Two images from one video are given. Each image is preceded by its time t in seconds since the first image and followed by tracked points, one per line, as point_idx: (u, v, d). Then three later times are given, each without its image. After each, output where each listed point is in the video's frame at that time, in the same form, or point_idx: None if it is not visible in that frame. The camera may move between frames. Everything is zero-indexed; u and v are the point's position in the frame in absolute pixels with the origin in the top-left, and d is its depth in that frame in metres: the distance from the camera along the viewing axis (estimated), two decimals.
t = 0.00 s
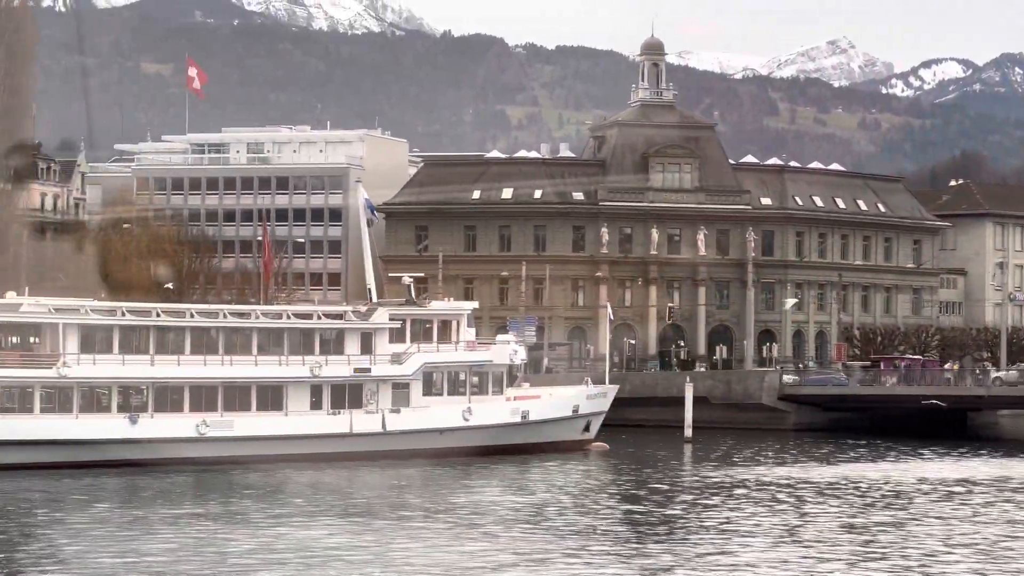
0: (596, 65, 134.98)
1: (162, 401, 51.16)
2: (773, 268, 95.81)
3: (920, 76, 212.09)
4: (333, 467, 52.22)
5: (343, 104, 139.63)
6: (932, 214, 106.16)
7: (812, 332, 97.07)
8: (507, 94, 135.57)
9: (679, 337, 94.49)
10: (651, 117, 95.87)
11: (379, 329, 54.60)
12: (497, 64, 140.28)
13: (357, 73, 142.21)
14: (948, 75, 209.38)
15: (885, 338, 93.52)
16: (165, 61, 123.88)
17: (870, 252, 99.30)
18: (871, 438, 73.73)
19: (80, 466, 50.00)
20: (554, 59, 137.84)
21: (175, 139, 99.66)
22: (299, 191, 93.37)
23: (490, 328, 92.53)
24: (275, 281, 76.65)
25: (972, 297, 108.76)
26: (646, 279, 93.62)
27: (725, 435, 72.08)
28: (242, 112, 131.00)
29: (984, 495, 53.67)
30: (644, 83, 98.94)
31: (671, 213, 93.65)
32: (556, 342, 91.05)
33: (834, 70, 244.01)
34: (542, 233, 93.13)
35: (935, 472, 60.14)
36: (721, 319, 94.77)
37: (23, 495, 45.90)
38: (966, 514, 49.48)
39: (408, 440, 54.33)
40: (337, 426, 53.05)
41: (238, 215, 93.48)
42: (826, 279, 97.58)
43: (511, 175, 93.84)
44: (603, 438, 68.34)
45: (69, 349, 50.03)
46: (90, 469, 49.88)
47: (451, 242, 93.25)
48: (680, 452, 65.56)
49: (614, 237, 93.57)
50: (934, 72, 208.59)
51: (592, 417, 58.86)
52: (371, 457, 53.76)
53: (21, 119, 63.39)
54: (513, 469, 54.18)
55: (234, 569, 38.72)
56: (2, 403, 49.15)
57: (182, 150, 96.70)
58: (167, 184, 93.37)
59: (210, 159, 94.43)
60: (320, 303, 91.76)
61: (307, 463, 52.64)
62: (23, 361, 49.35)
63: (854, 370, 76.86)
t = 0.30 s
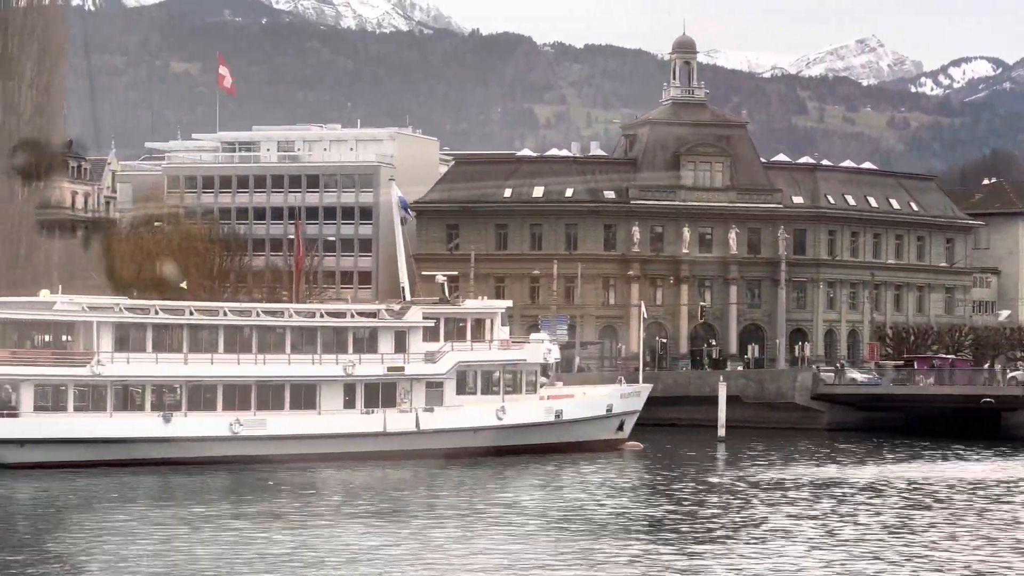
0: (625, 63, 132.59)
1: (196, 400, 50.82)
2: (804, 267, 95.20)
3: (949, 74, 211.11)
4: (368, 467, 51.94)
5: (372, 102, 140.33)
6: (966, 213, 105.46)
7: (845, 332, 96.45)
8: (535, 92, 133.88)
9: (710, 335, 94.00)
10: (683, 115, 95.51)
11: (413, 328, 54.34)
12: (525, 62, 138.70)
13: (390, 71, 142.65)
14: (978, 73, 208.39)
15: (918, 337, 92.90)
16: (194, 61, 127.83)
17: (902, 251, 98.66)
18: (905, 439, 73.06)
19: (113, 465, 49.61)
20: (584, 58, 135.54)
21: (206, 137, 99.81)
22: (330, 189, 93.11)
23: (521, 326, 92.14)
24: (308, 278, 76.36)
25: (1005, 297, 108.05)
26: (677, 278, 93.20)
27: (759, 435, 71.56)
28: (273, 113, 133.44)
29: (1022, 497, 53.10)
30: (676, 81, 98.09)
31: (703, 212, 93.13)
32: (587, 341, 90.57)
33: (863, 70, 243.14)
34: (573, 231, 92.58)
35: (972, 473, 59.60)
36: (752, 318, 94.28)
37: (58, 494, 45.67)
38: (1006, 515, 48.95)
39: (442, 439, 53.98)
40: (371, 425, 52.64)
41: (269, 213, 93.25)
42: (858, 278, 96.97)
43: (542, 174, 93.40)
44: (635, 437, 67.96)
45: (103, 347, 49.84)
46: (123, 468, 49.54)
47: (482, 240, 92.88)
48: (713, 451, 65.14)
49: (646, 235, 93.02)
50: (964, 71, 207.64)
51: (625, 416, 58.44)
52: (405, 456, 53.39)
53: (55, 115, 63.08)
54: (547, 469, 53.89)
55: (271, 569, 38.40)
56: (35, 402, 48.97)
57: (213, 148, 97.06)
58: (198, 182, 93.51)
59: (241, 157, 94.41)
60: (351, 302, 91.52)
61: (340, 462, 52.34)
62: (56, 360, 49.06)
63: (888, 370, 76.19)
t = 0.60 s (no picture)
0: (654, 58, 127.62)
1: (230, 397, 50.62)
2: (837, 264, 94.57)
3: (980, 71, 210.08)
4: (402, 464, 51.69)
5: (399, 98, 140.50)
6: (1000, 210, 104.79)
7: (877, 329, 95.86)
8: (564, 89, 130.91)
9: (742, 333, 93.45)
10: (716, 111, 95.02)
11: (447, 325, 54.08)
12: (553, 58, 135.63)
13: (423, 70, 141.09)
14: (1009, 70, 207.28)
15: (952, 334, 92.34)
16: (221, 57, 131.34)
17: (936, 248, 98.00)
18: (941, 437, 72.30)
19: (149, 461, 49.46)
20: (614, 54, 131.48)
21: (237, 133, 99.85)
22: (361, 185, 92.84)
23: (553, 323, 91.85)
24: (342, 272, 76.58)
25: None
26: (709, 275, 92.79)
27: (794, 432, 71.13)
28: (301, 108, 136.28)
29: None
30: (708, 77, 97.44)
31: (734, 208, 92.60)
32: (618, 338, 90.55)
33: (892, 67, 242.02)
34: (605, 228, 92.33)
35: (1009, 472, 59.00)
36: (784, 315, 93.84)
37: (93, 490, 45.50)
38: None
39: (477, 436, 53.70)
40: (406, 423, 52.26)
41: (300, 209, 93.05)
42: (892, 275, 96.36)
43: (574, 171, 93.05)
44: (668, 434, 67.59)
45: (137, 343, 49.69)
46: (159, 463, 49.39)
47: (514, 237, 92.58)
48: (747, 449, 64.72)
49: (677, 231, 92.61)
50: (995, 68, 206.62)
51: (660, 413, 58.25)
52: (438, 454, 53.08)
53: (87, 111, 64.47)
54: (583, 466, 53.59)
55: (309, 566, 38.13)
56: (69, 398, 48.74)
57: (245, 144, 97.16)
58: (228, 178, 93.37)
59: (272, 153, 94.36)
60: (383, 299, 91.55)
61: (376, 458, 52.13)
62: (91, 356, 48.92)
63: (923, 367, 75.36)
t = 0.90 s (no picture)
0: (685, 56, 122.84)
1: (265, 393, 50.43)
2: (870, 260, 93.96)
3: (1011, 68, 208.60)
4: (437, 461, 51.43)
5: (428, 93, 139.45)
6: None
7: (911, 326, 95.35)
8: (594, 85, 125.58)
9: (775, 329, 92.94)
10: (749, 107, 94.58)
11: (482, 321, 53.83)
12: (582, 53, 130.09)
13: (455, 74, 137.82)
14: None
15: (987, 331, 91.83)
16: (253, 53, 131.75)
17: (970, 244, 97.27)
18: (977, 435, 71.43)
19: (184, 457, 49.30)
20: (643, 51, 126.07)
21: (270, 129, 99.73)
22: (393, 181, 92.72)
23: (585, 319, 91.48)
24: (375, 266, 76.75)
25: None
26: (742, 271, 92.33)
27: (829, 429, 70.67)
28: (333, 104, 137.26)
29: None
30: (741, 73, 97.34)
31: (767, 204, 92.14)
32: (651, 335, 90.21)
33: (923, 65, 240.43)
34: (638, 224, 91.80)
35: None
36: (817, 312, 93.26)
37: (129, 485, 45.33)
38: None
39: (511, 432, 53.50)
40: (442, 419, 52.21)
41: (332, 204, 92.92)
42: (925, 272, 95.72)
43: (607, 167, 92.67)
44: (702, 431, 67.17)
45: (173, 338, 49.49)
46: (193, 459, 49.24)
47: (547, 233, 92.23)
48: (781, 446, 64.28)
49: (710, 227, 92.12)
50: None
51: (695, 410, 57.96)
52: (473, 450, 52.90)
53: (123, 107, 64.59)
54: (618, 463, 53.29)
55: (346, 563, 37.86)
56: (105, 394, 48.62)
57: (277, 139, 97.29)
58: (260, 173, 93.32)
59: (304, 148, 94.32)
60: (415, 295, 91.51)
61: (410, 454, 51.90)
62: (127, 352, 48.80)
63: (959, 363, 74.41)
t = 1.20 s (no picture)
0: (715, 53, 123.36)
1: (300, 390, 50.26)
2: (904, 258, 93.33)
3: None
4: (472, 458, 51.12)
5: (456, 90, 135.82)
6: None
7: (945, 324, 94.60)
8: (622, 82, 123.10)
9: (808, 327, 92.39)
10: (782, 104, 94.07)
11: (517, 317, 53.50)
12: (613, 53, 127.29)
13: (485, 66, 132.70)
14: None
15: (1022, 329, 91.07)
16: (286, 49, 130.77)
17: (1005, 242, 96.42)
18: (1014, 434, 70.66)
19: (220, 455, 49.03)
20: (672, 49, 125.53)
21: (302, 125, 99.39)
22: (426, 177, 92.60)
23: (619, 315, 90.92)
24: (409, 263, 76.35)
25: None
26: (775, 269, 92.07)
27: (864, 427, 70.14)
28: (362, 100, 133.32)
29: None
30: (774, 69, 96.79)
31: (801, 202, 91.79)
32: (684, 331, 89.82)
33: (955, 63, 238.99)
34: (670, 221, 91.38)
35: None
36: (850, 309, 92.38)
37: (165, 482, 45.18)
38: None
39: (546, 430, 53.20)
40: (479, 416, 51.94)
41: (364, 201, 92.74)
42: (960, 269, 94.95)
43: (640, 164, 92.28)
44: (736, 429, 66.72)
45: (208, 335, 49.28)
46: (229, 456, 48.99)
47: (579, 230, 91.80)
48: (816, 444, 63.78)
49: (742, 224, 91.72)
50: None
51: (730, 408, 57.66)
52: (508, 447, 52.65)
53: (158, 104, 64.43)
54: (654, 461, 52.97)
55: (386, 561, 37.66)
56: (141, 390, 48.51)
57: (309, 136, 96.94)
58: (293, 169, 93.07)
59: (337, 144, 94.01)
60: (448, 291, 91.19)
61: (446, 452, 51.67)
62: (162, 348, 48.61)
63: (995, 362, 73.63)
